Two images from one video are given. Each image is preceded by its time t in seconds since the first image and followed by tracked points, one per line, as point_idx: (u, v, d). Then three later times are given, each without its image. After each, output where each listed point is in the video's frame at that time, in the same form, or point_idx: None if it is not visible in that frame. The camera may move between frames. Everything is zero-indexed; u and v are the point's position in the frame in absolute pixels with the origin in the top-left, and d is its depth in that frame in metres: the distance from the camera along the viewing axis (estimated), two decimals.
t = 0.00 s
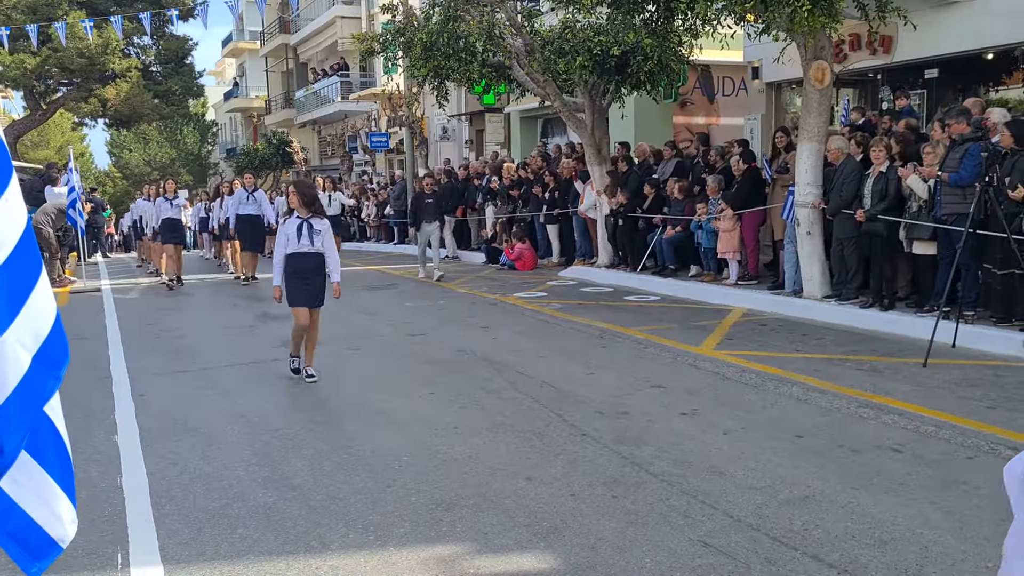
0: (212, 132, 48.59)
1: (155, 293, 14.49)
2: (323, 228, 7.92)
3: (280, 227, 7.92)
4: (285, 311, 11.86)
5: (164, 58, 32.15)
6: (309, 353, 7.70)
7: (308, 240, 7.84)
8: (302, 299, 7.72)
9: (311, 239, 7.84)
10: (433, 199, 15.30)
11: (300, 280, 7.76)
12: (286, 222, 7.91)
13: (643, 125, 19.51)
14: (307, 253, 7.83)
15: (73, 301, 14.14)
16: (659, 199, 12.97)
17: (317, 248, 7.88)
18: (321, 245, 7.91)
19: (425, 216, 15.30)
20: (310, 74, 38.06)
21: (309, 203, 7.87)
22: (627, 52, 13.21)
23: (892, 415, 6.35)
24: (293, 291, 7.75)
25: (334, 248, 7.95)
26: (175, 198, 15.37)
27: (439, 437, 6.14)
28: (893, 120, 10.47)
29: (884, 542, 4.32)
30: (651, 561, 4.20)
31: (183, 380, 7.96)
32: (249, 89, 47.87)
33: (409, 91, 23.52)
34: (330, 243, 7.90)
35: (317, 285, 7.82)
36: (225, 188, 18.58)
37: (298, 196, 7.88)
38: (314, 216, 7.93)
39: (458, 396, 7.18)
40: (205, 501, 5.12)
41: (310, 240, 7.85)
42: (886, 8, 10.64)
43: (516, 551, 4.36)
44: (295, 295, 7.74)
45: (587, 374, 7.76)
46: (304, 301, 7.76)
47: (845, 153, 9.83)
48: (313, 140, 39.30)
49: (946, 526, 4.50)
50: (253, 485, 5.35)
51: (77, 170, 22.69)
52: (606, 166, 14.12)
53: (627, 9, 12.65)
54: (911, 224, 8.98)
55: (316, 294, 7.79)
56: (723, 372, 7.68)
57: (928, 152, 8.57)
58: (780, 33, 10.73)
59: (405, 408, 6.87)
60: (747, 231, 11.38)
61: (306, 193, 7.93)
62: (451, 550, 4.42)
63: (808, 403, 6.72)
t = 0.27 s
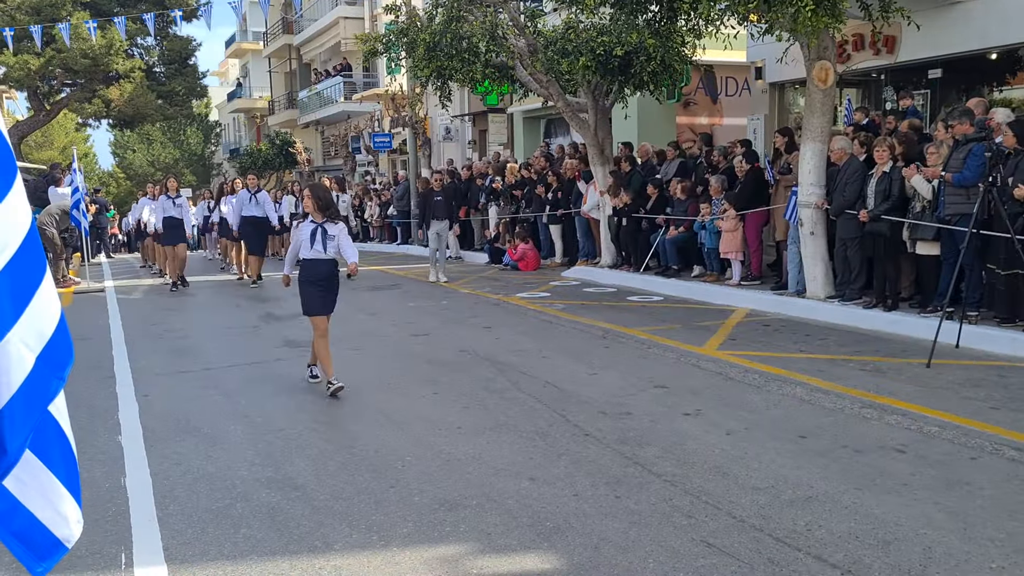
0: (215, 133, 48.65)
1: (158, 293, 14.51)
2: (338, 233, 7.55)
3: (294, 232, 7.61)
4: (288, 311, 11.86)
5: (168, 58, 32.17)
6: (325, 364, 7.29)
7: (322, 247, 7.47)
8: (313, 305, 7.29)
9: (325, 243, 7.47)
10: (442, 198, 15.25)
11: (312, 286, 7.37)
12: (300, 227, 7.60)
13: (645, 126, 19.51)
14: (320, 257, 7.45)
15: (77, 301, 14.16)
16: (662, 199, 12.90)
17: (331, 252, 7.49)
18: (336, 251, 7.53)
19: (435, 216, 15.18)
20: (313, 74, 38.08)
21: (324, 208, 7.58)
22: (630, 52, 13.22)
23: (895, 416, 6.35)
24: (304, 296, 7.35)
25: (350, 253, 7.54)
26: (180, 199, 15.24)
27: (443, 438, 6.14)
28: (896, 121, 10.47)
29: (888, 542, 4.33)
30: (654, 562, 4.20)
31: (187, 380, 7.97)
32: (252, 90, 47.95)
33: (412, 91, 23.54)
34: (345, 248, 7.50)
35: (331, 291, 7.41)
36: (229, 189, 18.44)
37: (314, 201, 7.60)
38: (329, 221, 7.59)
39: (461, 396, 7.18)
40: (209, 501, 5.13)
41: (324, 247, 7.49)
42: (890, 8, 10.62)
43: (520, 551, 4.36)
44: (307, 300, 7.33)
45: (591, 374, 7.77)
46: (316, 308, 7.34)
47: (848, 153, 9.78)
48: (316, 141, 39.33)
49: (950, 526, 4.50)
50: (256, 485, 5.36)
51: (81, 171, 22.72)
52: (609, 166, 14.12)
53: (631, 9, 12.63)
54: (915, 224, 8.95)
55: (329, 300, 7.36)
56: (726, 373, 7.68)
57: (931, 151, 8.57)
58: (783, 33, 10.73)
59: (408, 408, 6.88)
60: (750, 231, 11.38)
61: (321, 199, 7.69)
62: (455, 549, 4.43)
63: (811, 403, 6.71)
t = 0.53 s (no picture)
0: (219, 132, 48.71)
1: (162, 292, 14.53)
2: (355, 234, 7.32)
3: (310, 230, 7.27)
4: (291, 310, 11.86)
5: (171, 58, 32.20)
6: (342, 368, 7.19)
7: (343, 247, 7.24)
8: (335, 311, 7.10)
9: (344, 244, 7.19)
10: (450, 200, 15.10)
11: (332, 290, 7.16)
12: (315, 225, 7.26)
13: (648, 125, 19.49)
14: (339, 258, 7.19)
15: (81, 300, 14.18)
16: (665, 199, 12.93)
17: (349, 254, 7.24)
18: (354, 250, 7.29)
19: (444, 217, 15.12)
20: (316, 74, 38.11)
21: (340, 204, 7.21)
22: (633, 52, 13.21)
23: (898, 415, 6.34)
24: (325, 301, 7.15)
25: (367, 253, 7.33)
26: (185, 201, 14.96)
27: (445, 437, 6.15)
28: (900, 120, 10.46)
29: (891, 542, 4.32)
30: (657, 561, 4.20)
31: (190, 379, 7.97)
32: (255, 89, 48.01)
33: (415, 91, 23.55)
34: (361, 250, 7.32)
35: (352, 294, 7.21)
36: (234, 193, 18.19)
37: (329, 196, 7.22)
38: (346, 219, 7.26)
39: (464, 395, 7.19)
40: (212, 500, 5.13)
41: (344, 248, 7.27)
42: (893, 7, 10.60)
43: (522, 551, 4.36)
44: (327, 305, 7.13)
45: (593, 373, 7.76)
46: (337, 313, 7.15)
47: (852, 152, 9.78)
48: (319, 140, 39.36)
49: (954, 526, 4.49)
50: (259, 484, 5.37)
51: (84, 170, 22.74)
52: (612, 165, 14.11)
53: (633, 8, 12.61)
54: (919, 224, 8.99)
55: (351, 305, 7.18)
56: (729, 372, 7.67)
57: (935, 150, 8.55)
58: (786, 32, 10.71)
59: (411, 407, 6.88)
60: (753, 230, 11.38)
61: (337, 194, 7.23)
62: (458, 548, 4.43)
63: (814, 403, 6.71)
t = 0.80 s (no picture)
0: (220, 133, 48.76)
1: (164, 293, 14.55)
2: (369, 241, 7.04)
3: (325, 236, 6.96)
4: (293, 311, 11.88)
5: (173, 59, 32.21)
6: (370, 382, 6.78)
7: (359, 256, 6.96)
8: (356, 318, 6.75)
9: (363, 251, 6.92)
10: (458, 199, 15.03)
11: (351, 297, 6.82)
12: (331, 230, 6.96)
13: (650, 125, 19.49)
14: (357, 264, 6.88)
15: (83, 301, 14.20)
16: (666, 199, 12.96)
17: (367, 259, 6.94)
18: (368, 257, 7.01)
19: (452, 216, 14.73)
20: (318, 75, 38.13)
21: (357, 209, 6.95)
22: (635, 52, 13.21)
23: (901, 416, 6.34)
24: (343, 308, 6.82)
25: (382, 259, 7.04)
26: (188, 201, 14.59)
27: (447, 437, 6.15)
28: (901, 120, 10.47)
29: (894, 543, 4.32)
30: (659, 561, 4.20)
31: (191, 380, 7.98)
32: (257, 90, 48.05)
33: (417, 91, 23.56)
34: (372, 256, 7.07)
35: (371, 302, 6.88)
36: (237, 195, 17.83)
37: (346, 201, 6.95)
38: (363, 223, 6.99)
39: (466, 395, 7.19)
40: (214, 501, 5.14)
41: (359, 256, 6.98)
42: (895, 7, 10.60)
43: (524, 551, 4.36)
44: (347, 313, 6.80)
45: (595, 374, 7.77)
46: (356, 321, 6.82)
47: (854, 152, 9.80)
48: (321, 141, 39.40)
49: (956, 526, 4.49)
50: (260, 484, 5.37)
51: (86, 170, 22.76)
52: (614, 165, 14.12)
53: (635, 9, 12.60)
54: (921, 224, 8.98)
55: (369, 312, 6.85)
56: (731, 373, 7.67)
57: (937, 151, 8.54)
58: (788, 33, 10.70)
59: (413, 407, 6.89)
60: (755, 230, 11.38)
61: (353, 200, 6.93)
62: (460, 548, 4.43)
63: (816, 403, 6.71)
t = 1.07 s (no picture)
0: (224, 134, 48.80)
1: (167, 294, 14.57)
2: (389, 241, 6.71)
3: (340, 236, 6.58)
4: (297, 312, 11.90)
5: (176, 60, 32.24)
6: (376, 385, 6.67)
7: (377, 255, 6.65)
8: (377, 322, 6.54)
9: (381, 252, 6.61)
10: (472, 202, 14.70)
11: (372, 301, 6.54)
12: (347, 230, 6.58)
13: (653, 126, 19.48)
14: (377, 267, 6.56)
15: (87, 302, 14.22)
16: (670, 200, 12.94)
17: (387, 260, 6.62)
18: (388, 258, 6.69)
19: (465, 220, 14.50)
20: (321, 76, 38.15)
21: (377, 209, 6.58)
22: (638, 53, 13.20)
23: (904, 417, 6.33)
24: (361, 314, 6.51)
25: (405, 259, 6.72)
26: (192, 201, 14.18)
27: (450, 438, 6.15)
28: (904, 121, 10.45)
29: (898, 544, 4.31)
30: (662, 562, 4.20)
31: (195, 381, 7.98)
32: (260, 91, 48.08)
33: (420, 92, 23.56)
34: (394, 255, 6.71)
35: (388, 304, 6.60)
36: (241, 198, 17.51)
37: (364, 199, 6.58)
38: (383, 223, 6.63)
39: (469, 396, 7.19)
40: (217, 502, 5.14)
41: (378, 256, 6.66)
42: (899, 8, 10.57)
43: (527, 552, 4.36)
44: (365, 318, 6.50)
45: (598, 375, 7.76)
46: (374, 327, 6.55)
47: (857, 153, 9.77)
48: (324, 142, 39.42)
49: (960, 528, 4.48)
50: (264, 485, 5.38)
51: (90, 171, 22.79)
52: (617, 166, 14.11)
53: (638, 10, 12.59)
54: (925, 225, 8.93)
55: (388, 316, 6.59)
56: (734, 374, 7.66)
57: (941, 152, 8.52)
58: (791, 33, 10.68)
59: (416, 408, 6.89)
60: (758, 231, 11.37)
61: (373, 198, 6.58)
62: (464, 549, 4.44)
63: (819, 404, 6.70)
